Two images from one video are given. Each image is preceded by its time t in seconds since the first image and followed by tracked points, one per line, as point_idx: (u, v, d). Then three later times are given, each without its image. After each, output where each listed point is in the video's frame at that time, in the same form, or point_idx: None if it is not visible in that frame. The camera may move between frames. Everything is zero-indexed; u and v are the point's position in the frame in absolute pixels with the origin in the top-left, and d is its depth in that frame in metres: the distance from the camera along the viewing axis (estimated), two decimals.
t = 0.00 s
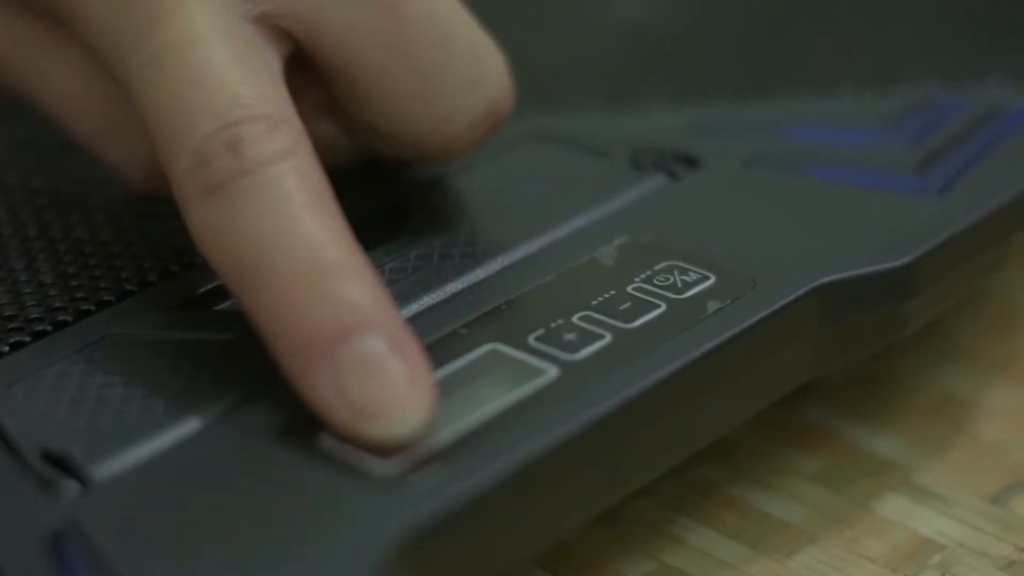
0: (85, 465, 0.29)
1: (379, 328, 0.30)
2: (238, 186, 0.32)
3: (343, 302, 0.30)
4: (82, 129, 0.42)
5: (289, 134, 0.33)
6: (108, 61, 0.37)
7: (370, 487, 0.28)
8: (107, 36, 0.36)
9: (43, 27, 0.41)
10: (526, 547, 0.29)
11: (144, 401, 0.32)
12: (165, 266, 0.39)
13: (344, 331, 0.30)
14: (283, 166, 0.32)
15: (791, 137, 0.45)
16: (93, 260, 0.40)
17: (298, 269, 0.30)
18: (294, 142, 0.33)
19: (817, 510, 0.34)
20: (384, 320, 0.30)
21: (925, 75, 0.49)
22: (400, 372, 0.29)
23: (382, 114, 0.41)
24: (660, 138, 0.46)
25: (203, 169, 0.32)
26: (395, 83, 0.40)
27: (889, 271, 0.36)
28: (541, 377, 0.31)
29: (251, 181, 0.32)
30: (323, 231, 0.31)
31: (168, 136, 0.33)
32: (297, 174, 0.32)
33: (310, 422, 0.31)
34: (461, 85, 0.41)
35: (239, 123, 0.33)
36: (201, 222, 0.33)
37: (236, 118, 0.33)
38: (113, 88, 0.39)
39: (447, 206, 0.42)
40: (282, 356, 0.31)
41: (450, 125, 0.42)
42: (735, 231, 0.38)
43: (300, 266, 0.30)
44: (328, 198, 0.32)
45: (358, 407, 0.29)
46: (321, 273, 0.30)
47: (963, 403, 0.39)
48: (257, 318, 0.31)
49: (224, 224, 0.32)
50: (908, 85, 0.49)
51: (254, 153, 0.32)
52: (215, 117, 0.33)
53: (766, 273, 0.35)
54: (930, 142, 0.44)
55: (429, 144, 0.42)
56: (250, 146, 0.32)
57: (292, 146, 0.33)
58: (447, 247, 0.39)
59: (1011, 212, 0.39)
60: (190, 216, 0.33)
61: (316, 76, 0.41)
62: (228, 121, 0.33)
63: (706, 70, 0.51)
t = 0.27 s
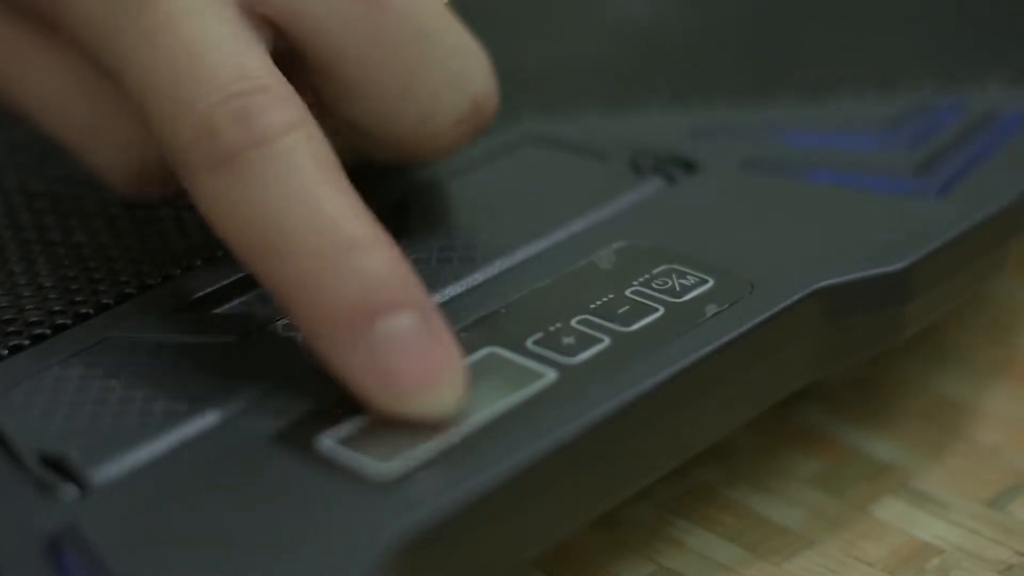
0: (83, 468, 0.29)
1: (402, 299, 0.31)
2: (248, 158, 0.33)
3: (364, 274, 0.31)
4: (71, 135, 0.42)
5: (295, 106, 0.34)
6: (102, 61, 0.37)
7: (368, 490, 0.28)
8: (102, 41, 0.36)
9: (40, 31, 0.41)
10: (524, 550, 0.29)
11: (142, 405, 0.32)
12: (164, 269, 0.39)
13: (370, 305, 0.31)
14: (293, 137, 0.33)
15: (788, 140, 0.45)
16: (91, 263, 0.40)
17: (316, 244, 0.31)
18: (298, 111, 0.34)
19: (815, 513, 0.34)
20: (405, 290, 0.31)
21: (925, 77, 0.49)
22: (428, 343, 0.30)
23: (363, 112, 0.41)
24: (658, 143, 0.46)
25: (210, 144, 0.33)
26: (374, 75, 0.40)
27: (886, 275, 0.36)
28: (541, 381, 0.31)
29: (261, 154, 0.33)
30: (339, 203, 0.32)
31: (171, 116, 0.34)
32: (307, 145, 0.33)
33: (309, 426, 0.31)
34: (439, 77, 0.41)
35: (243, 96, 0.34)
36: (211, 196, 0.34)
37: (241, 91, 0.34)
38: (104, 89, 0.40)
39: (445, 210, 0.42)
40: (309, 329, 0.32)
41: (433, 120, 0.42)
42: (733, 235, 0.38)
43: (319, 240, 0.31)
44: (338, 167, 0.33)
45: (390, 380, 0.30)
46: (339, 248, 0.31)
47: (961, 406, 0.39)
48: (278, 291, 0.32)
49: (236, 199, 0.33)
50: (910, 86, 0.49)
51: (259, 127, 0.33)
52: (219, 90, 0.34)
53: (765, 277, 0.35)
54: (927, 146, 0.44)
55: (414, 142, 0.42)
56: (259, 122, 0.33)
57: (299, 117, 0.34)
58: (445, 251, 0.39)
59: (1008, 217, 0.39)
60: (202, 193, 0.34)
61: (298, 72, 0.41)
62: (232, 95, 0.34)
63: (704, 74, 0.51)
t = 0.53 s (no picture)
0: (82, 469, 0.29)
1: (370, 318, 0.30)
2: (226, 171, 0.32)
3: (334, 290, 0.30)
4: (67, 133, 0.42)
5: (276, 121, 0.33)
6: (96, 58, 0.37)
7: (367, 491, 0.28)
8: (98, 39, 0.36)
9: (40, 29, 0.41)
10: (523, 551, 0.29)
11: (141, 405, 0.32)
12: (163, 269, 0.39)
13: (337, 321, 0.30)
14: (273, 150, 0.32)
15: (788, 140, 0.45)
16: (91, 264, 0.40)
17: (286, 258, 0.31)
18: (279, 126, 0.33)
19: (814, 513, 0.34)
20: (374, 309, 0.30)
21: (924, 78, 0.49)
22: (394, 364, 0.30)
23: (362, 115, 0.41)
24: (658, 143, 0.46)
25: (191, 155, 0.33)
26: (373, 78, 0.40)
27: (885, 276, 0.36)
28: (539, 382, 0.31)
29: (240, 165, 0.32)
30: (312, 218, 0.31)
31: (157, 123, 0.34)
32: (286, 158, 0.32)
33: (307, 426, 0.31)
34: (441, 85, 0.41)
35: (226, 107, 0.33)
36: (190, 206, 0.33)
37: (226, 102, 0.33)
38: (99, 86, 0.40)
39: (444, 210, 0.42)
40: (274, 343, 0.31)
41: (431, 127, 0.42)
42: (732, 236, 0.38)
43: (290, 253, 0.31)
44: (316, 182, 0.33)
45: (352, 398, 0.29)
46: (309, 262, 0.31)
47: (960, 407, 0.39)
48: (246, 303, 0.32)
49: (211, 208, 0.32)
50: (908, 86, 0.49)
51: (240, 139, 0.32)
52: (203, 100, 0.33)
53: (763, 278, 0.35)
54: (925, 146, 0.44)
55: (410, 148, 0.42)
56: (239, 132, 0.33)
57: (280, 131, 0.33)
58: (444, 252, 0.39)
59: (1007, 217, 0.39)
60: (179, 200, 0.33)
61: (298, 71, 0.41)
62: (214, 105, 0.33)
63: (703, 74, 0.51)
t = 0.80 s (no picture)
0: (80, 468, 0.29)
1: (340, 332, 0.30)
2: (211, 182, 0.32)
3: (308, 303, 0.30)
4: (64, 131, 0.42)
5: (263, 133, 0.33)
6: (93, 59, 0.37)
7: (364, 490, 0.28)
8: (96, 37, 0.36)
9: (42, 25, 0.41)
10: (521, 550, 0.29)
11: (139, 404, 0.32)
12: (161, 269, 0.39)
13: (306, 334, 0.30)
14: (258, 163, 0.32)
15: (788, 140, 0.45)
16: (89, 263, 0.40)
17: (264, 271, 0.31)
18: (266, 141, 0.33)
19: (812, 513, 0.34)
20: (346, 323, 0.30)
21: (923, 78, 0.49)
22: (359, 379, 0.29)
23: (360, 120, 0.41)
24: (657, 142, 0.46)
25: (177, 164, 0.33)
26: (373, 85, 0.40)
27: (884, 275, 0.36)
28: (536, 381, 0.31)
29: (224, 177, 0.32)
30: (292, 233, 0.31)
31: (145, 133, 0.34)
32: (270, 173, 0.32)
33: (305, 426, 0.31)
34: (439, 92, 0.41)
35: (214, 119, 0.33)
36: (175, 218, 0.33)
37: (214, 113, 0.33)
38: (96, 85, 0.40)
39: (443, 209, 0.42)
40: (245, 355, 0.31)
41: (428, 133, 0.42)
42: (730, 235, 0.38)
43: (268, 265, 0.31)
44: (299, 198, 0.33)
45: (316, 408, 0.29)
46: (286, 274, 0.31)
47: (958, 407, 0.39)
48: (220, 314, 0.32)
49: (192, 219, 0.32)
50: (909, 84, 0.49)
51: (226, 150, 0.32)
52: (191, 110, 0.33)
53: (761, 278, 0.35)
54: (924, 146, 0.44)
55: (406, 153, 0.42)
56: (222, 143, 0.33)
57: (265, 144, 0.33)
58: (443, 251, 0.39)
59: (1005, 217, 0.39)
60: (163, 208, 0.34)
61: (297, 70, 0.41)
62: (202, 117, 0.33)
63: (702, 73, 0.51)
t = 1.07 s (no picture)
0: (80, 468, 0.29)
1: (379, 328, 0.30)
2: (240, 181, 0.32)
3: (344, 300, 0.30)
4: (61, 127, 0.42)
5: (290, 131, 0.33)
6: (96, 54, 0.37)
7: (364, 490, 0.28)
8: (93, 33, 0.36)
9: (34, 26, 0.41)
10: (520, 550, 0.29)
11: (138, 404, 0.32)
12: (161, 269, 0.39)
13: (346, 331, 0.30)
14: (288, 161, 0.32)
15: (786, 141, 0.46)
16: (88, 263, 0.40)
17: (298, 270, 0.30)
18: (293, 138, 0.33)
19: (811, 513, 0.34)
20: (385, 321, 0.30)
21: (919, 81, 0.49)
22: (400, 375, 0.29)
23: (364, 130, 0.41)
24: (656, 143, 0.46)
25: (205, 163, 0.32)
26: (383, 86, 0.40)
27: (884, 276, 0.36)
28: (536, 381, 0.31)
29: (254, 176, 0.32)
30: (326, 229, 0.31)
31: (167, 135, 0.33)
32: (301, 171, 0.32)
33: (304, 426, 0.31)
34: (443, 100, 0.41)
35: (240, 118, 0.33)
36: (203, 221, 0.33)
37: (239, 112, 0.33)
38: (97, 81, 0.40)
39: (441, 209, 0.42)
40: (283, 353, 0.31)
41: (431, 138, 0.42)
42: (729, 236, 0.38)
43: (302, 263, 0.31)
44: (330, 195, 0.32)
45: (359, 406, 0.29)
46: (322, 272, 0.30)
47: (957, 407, 0.39)
48: (255, 313, 0.31)
49: (224, 219, 0.32)
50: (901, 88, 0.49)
51: (256, 150, 0.32)
52: (216, 110, 0.33)
53: (761, 278, 0.35)
54: (923, 147, 0.44)
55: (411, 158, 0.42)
56: (252, 142, 0.32)
57: (293, 143, 0.33)
58: (442, 251, 0.39)
59: (1004, 217, 0.39)
60: (191, 209, 0.33)
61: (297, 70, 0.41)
62: (229, 117, 0.33)
63: (700, 74, 0.51)
